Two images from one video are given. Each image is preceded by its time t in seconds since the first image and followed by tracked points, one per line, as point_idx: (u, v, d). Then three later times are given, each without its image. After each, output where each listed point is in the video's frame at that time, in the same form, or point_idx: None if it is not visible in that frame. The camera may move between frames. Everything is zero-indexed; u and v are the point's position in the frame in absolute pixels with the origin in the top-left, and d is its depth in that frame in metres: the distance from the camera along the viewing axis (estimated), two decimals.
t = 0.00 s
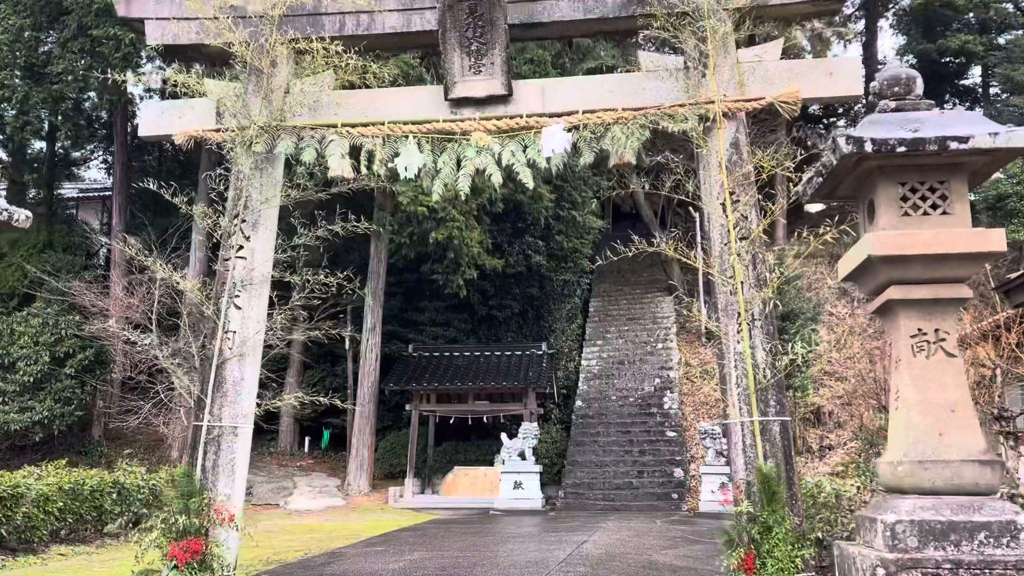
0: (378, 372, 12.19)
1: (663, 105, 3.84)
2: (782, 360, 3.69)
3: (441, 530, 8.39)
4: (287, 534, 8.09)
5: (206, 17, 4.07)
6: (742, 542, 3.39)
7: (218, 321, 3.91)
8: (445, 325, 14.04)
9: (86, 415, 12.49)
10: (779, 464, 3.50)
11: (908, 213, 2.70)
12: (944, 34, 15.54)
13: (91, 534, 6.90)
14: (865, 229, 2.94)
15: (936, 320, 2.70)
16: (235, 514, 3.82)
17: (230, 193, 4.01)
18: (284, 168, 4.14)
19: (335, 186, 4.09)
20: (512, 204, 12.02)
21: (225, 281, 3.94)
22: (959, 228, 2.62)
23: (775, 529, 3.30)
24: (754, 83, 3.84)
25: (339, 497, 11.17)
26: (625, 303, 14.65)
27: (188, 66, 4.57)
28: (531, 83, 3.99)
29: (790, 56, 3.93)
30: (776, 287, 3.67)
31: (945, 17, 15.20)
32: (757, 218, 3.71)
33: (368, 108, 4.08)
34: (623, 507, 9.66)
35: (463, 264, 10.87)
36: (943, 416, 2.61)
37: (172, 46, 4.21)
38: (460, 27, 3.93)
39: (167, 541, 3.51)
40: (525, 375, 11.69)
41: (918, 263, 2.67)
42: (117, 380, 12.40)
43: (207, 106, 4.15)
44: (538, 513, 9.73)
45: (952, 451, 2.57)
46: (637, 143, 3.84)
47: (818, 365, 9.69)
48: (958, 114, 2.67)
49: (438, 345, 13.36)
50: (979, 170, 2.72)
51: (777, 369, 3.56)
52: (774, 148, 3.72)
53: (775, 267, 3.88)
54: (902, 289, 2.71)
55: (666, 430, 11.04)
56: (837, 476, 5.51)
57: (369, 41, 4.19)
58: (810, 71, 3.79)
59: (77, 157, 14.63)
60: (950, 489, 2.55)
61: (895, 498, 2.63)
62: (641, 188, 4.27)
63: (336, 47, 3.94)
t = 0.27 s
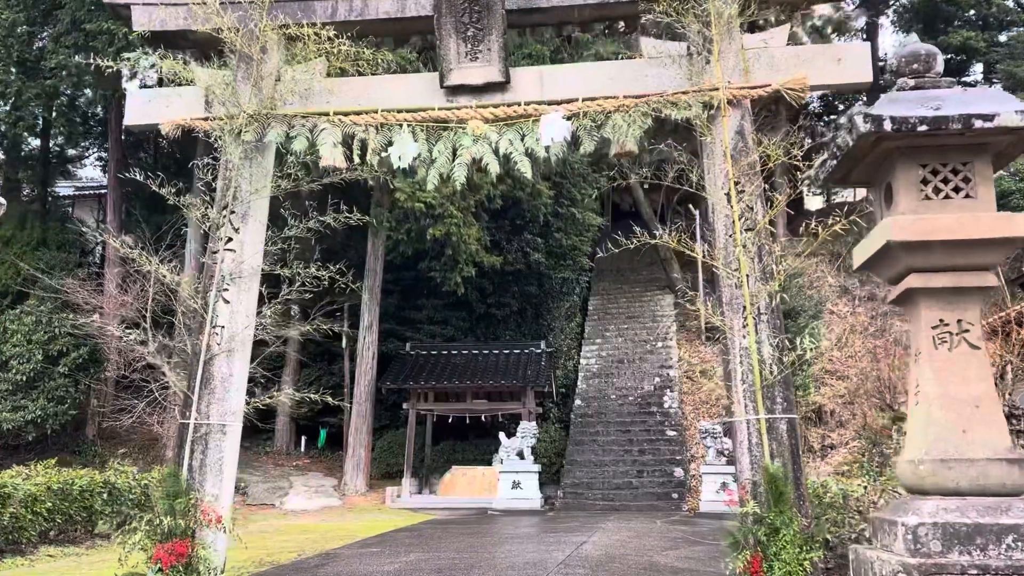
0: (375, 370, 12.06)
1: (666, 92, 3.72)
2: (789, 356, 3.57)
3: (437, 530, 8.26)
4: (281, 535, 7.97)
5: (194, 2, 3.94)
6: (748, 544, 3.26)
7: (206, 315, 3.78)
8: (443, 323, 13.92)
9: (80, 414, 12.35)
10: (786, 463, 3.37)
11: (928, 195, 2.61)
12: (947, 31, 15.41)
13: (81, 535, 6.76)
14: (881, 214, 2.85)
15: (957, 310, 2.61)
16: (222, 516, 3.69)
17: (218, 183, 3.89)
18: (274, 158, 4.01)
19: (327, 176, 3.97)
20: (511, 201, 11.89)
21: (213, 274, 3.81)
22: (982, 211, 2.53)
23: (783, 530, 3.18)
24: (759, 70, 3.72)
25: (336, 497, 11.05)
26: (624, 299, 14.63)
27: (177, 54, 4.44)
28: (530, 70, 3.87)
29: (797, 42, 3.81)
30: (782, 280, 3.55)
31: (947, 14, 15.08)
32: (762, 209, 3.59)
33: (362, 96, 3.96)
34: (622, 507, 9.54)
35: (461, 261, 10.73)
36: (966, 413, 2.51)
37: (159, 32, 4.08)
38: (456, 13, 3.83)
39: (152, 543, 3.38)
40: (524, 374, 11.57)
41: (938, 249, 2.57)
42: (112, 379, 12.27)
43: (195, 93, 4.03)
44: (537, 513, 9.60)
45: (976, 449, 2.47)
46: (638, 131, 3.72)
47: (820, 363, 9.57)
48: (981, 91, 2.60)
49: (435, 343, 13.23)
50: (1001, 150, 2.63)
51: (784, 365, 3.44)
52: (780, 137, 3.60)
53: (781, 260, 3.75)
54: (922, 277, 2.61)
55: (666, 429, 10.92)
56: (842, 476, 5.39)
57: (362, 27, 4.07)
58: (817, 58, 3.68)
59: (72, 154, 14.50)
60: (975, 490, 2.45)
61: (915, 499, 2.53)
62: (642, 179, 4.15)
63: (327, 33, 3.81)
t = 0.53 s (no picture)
0: (372, 369, 11.93)
1: (669, 81, 3.58)
2: (796, 354, 3.44)
3: (433, 532, 8.13)
4: (275, 536, 7.83)
5: None
6: (755, 550, 3.15)
7: (192, 312, 3.64)
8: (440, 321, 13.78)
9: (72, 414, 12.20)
10: (793, 466, 3.25)
11: (952, 182, 2.57)
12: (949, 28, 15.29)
13: (70, 537, 6.63)
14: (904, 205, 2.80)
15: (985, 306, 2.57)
16: (209, 520, 3.56)
17: (206, 175, 3.75)
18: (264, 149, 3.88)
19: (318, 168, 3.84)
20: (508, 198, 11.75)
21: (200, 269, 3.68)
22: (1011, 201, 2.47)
23: (791, 535, 3.05)
24: (765, 58, 3.59)
25: (331, 497, 10.91)
26: (624, 299, 14.62)
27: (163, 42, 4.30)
28: (528, 58, 3.75)
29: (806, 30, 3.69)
30: (790, 276, 3.42)
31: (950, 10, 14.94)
32: (769, 202, 3.46)
33: (354, 85, 3.83)
34: (621, 508, 9.41)
35: (458, 259, 10.59)
36: (997, 418, 2.47)
37: (144, 18, 3.94)
38: None
39: (135, 550, 3.26)
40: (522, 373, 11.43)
41: (965, 241, 2.51)
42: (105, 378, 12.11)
43: (181, 83, 3.89)
44: (535, 514, 9.47)
45: (1007, 453, 2.43)
46: (641, 121, 3.59)
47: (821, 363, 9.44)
48: (1008, 73, 2.53)
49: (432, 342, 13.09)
50: None
51: (791, 363, 3.31)
52: (788, 127, 3.47)
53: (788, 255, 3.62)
54: (947, 269, 2.56)
55: (666, 429, 10.79)
56: (848, 477, 5.26)
57: (355, 14, 3.93)
58: (826, 45, 3.55)
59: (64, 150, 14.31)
60: (1006, 497, 2.41)
61: (943, 507, 2.50)
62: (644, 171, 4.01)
63: (318, 19, 3.68)
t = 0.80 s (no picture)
0: (367, 366, 11.81)
1: (671, 66, 3.47)
2: (802, 348, 3.33)
3: (430, 530, 8.02)
4: (268, 535, 7.71)
5: None
6: (760, 550, 3.05)
7: (178, 304, 3.52)
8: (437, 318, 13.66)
9: (65, 411, 12.07)
10: (798, 462, 3.14)
11: (975, 161, 2.37)
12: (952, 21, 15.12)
13: (59, 535, 6.52)
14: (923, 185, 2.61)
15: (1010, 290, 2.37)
16: (194, 521, 3.44)
17: (192, 163, 3.63)
18: (252, 136, 3.76)
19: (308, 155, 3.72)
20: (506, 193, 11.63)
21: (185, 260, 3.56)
22: None
23: (798, 535, 2.95)
24: (769, 42, 3.45)
25: (327, 496, 10.79)
26: (622, 295, 14.54)
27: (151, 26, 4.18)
28: (525, 42, 3.63)
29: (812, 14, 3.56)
30: (795, 267, 3.31)
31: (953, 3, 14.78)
32: (774, 191, 3.34)
33: (345, 70, 3.71)
34: (619, 506, 9.30)
35: (455, 254, 10.47)
36: None
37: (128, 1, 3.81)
38: None
39: (117, 551, 3.14)
40: (519, 370, 11.32)
41: (989, 223, 2.32)
42: (98, 374, 11.99)
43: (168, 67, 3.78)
44: (532, 512, 9.35)
45: None
46: (641, 107, 3.47)
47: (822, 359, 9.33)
48: None
49: (429, 339, 12.98)
50: None
51: (796, 357, 3.20)
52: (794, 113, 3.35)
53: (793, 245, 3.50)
54: (969, 252, 2.36)
55: (665, 427, 10.68)
56: (852, 474, 5.16)
57: None
58: (832, 30, 3.43)
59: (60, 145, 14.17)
60: None
61: (966, 507, 2.31)
62: (645, 161, 3.90)
63: (308, 2, 3.56)
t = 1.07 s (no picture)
0: (363, 363, 11.68)
1: (672, 52, 3.35)
2: (808, 344, 3.21)
3: (425, 530, 7.90)
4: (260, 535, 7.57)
5: None
6: (764, 554, 2.94)
7: (160, 299, 3.40)
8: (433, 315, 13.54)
9: (58, 409, 11.94)
10: (803, 463, 3.02)
11: (1000, 142, 2.26)
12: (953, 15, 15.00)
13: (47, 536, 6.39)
14: (947, 170, 2.51)
15: None
16: (177, 524, 3.31)
17: (176, 152, 3.50)
18: (239, 125, 3.63)
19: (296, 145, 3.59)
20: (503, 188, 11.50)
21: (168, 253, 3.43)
22: None
23: (803, 538, 2.83)
24: (773, 28, 3.33)
25: (322, 495, 10.66)
26: (620, 292, 14.43)
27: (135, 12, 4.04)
28: (521, 27, 3.50)
29: None
30: (801, 261, 3.19)
31: None
32: (779, 182, 3.22)
33: (335, 56, 3.59)
34: (617, 505, 9.18)
35: (452, 251, 10.34)
36: None
37: None
38: None
39: (95, 555, 3.01)
40: (516, 367, 11.20)
41: (1015, 207, 2.20)
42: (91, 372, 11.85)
43: (151, 53, 3.64)
44: (529, 512, 9.23)
45: None
46: (641, 95, 3.35)
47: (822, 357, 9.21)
48: None
49: (425, 336, 12.85)
50: None
51: (801, 353, 3.08)
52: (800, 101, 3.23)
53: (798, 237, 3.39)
54: (995, 240, 2.25)
55: (663, 425, 10.56)
56: (855, 473, 5.04)
57: None
58: (839, 14, 3.31)
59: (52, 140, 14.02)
60: None
61: (993, 512, 2.20)
62: (644, 151, 3.78)
63: None
